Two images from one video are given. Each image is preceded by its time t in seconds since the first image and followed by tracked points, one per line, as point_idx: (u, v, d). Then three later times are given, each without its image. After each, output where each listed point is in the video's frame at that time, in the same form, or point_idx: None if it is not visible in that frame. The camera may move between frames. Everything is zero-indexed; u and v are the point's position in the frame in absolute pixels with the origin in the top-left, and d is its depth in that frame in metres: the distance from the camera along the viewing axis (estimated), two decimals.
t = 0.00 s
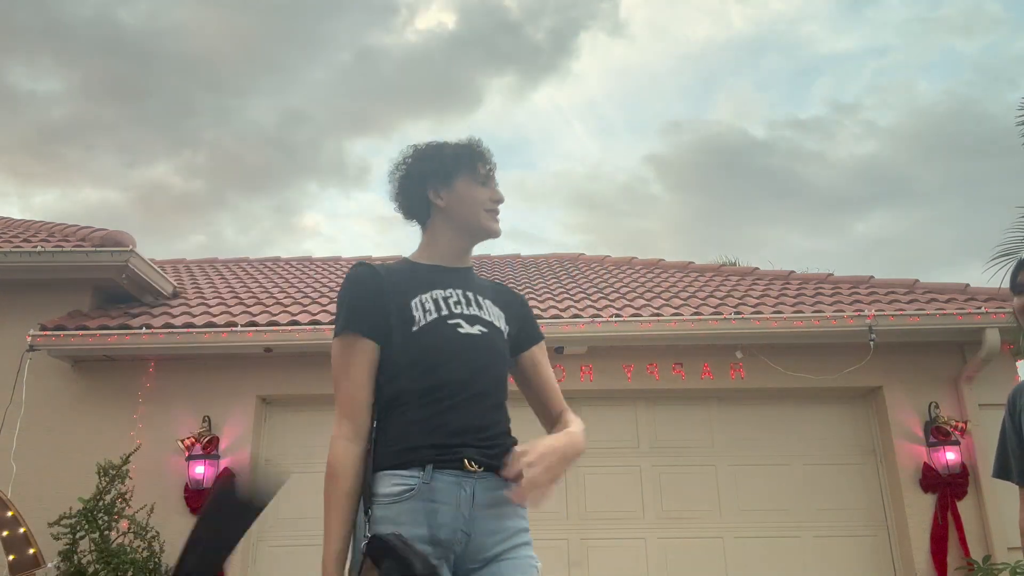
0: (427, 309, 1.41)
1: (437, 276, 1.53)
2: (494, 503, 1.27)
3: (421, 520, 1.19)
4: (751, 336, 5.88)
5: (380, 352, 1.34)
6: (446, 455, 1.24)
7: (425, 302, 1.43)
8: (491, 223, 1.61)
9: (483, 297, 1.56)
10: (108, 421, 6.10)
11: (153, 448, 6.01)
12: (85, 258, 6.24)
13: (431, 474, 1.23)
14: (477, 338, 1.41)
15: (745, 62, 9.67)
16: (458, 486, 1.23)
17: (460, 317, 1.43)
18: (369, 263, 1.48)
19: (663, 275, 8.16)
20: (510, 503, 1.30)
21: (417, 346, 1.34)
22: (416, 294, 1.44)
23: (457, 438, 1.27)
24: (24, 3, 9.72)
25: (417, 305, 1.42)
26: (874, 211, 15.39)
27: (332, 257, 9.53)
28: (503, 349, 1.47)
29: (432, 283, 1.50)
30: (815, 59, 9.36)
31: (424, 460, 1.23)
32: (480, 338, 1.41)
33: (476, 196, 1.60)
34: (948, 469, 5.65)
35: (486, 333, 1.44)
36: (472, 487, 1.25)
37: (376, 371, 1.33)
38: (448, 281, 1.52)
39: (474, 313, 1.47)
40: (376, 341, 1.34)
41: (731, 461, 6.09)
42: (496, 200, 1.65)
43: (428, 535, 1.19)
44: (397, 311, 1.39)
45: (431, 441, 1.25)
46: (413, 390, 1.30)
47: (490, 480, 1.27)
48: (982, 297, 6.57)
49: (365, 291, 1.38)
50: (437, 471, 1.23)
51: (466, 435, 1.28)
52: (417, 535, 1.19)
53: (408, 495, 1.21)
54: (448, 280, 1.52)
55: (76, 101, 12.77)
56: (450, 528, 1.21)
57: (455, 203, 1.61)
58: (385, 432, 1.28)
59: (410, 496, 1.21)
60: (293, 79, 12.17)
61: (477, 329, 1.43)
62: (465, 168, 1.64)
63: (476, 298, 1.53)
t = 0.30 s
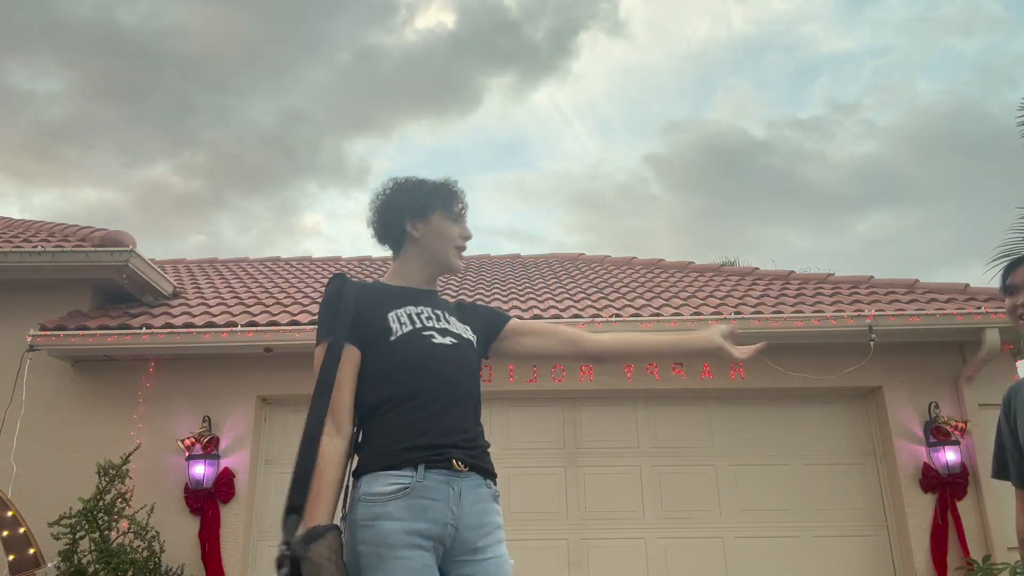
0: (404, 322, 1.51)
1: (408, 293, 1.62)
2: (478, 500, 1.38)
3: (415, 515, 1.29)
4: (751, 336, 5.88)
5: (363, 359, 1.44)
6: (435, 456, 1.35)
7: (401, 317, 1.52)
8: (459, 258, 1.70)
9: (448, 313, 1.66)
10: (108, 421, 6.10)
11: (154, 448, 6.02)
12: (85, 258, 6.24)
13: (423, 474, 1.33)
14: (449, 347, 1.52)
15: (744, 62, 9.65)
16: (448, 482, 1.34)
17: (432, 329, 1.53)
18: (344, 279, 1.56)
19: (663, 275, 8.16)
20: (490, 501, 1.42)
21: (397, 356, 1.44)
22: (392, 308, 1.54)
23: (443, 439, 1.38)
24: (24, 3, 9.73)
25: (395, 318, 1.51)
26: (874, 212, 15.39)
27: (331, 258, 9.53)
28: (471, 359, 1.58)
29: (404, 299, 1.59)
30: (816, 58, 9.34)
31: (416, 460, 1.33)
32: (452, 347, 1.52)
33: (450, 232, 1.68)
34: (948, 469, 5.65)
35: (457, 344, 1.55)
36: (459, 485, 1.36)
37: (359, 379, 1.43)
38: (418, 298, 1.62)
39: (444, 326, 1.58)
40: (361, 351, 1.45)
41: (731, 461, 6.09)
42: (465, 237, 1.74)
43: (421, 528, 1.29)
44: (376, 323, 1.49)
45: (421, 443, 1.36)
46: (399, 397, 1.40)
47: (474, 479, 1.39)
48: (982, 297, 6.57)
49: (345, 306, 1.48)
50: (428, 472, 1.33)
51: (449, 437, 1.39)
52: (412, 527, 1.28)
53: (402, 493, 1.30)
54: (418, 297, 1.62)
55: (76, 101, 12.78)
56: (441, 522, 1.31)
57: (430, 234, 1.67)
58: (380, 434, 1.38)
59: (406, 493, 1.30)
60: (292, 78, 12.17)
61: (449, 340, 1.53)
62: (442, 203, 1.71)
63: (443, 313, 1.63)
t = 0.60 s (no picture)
0: (390, 356, 1.64)
1: (389, 328, 1.74)
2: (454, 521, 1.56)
3: (402, 533, 1.46)
4: (751, 336, 5.88)
5: (354, 386, 1.57)
6: (420, 483, 1.51)
7: (388, 350, 1.65)
8: (432, 291, 1.84)
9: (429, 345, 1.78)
10: (108, 421, 6.11)
11: (154, 447, 6.02)
12: (85, 258, 6.25)
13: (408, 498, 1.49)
14: (429, 380, 1.65)
15: (744, 60, 9.68)
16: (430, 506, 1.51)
17: (414, 363, 1.66)
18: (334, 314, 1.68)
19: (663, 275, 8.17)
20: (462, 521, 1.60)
21: (384, 388, 1.57)
22: (379, 341, 1.66)
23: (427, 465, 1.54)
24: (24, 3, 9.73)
25: (382, 351, 1.64)
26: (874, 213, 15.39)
27: (331, 258, 9.53)
28: (450, 390, 1.72)
29: (388, 333, 1.71)
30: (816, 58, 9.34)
31: (404, 485, 1.49)
32: (433, 379, 1.66)
33: (419, 268, 1.82)
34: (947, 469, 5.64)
35: (437, 376, 1.69)
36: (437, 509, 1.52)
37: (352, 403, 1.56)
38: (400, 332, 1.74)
39: (425, 359, 1.71)
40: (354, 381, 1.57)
41: (731, 461, 6.09)
42: (436, 270, 1.88)
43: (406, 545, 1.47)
44: (364, 355, 1.61)
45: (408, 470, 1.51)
46: (387, 425, 1.54)
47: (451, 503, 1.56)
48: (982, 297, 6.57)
49: (334, 338, 1.60)
50: (414, 496, 1.49)
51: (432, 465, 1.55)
52: (397, 544, 1.46)
53: (392, 514, 1.47)
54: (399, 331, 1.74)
55: (75, 101, 12.80)
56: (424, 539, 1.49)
57: (402, 273, 1.82)
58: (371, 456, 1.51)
59: (396, 513, 1.47)
60: (292, 78, 12.18)
61: (429, 372, 1.67)
62: (409, 243, 1.84)
63: (424, 346, 1.76)
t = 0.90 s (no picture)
0: (354, 365, 1.84)
1: (360, 338, 1.94)
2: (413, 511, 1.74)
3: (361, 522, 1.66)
4: (751, 336, 5.88)
5: (321, 393, 1.78)
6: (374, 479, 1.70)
7: (353, 359, 1.86)
8: (390, 300, 2.03)
9: (399, 354, 1.97)
10: (108, 421, 6.10)
11: (154, 447, 6.02)
12: (85, 258, 6.24)
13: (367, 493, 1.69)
14: (391, 385, 1.84)
15: (744, 61, 9.68)
16: (388, 498, 1.70)
17: (378, 370, 1.86)
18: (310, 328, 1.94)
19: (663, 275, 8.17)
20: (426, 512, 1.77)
21: (345, 394, 1.78)
22: (347, 351, 1.87)
23: (384, 464, 1.73)
24: (23, 2, 9.73)
25: (348, 360, 1.85)
26: (874, 213, 15.38)
27: (331, 258, 9.54)
28: (411, 395, 1.89)
29: (357, 344, 1.92)
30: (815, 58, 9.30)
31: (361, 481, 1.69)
32: (394, 384, 1.84)
33: (375, 282, 2.03)
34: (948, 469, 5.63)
35: (399, 382, 1.87)
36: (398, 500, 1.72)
37: (319, 408, 1.77)
38: (369, 342, 1.94)
39: (389, 366, 1.90)
40: (319, 389, 1.78)
41: (731, 461, 6.09)
42: (393, 279, 2.06)
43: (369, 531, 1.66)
44: (331, 364, 1.82)
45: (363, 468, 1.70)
46: (347, 427, 1.74)
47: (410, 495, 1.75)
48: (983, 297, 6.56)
49: (307, 350, 1.82)
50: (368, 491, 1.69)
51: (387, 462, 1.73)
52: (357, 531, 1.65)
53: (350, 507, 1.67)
54: (369, 341, 1.95)
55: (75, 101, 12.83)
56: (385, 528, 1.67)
57: (363, 287, 2.04)
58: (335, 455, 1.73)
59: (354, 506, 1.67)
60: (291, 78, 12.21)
61: (392, 379, 1.86)
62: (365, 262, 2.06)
63: (392, 354, 1.95)
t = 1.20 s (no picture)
0: (329, 375, 2.01)
1: (336, 350, 2.11)
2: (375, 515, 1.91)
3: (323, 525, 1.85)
4: (751, 336, 5.87)
5: (295, 403, 1.96)
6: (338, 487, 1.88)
7: (329, 369, 2.03)
8: (358, 314, 2.18)
9: (374, 365, 2.14)
10: (108, 421, 6.11)
11: (154, 447, 6.02)
12: (85, 258, 6.25)
13: (329, 498, 1.88)
14: (362, 395, 2.00)
15: (744, 61, 9.69)
16: (352, 502, 1.88)
17: (352, 379, 2.03)
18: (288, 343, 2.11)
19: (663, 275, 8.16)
20: (389, 515, 1.94)
21: (315, 404, 1.95)
22: (324, 361, 2.04)
23: (347, 471, 1.90)
24: (23, 2, 9.74)
25: (324, 370, 2.02)
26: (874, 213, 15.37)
27: (331, 258, 9.55)
28: (383, 403, 2.06)
29: (334, 355, 2.09)
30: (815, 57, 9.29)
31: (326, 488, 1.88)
32: (366, 394, 2.01)
33: (342, 298, 2.18)
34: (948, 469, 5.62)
35: (372, 392, 2.04)
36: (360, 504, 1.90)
37: (293, 417, 1.95)
38: (345, 353, 2.11)
39: (363, 376, 2.06)
40: (293, 400, 1.96)
41: (731, 461, 6.09)
42: (359, 293, 2.20)
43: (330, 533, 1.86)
44: (308, 375, 1.99)
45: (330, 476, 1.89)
46: (316, 436, 1.93)
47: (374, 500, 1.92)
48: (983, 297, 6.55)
49: (285, 362, 1.99)
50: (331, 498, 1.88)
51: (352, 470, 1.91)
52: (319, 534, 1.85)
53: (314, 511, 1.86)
54: (344, 352, 2.11)
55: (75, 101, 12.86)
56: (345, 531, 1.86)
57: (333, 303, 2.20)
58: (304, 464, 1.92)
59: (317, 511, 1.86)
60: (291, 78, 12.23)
61: (365, 388, 2.03)
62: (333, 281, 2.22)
63: (367, 364, 2.12)
